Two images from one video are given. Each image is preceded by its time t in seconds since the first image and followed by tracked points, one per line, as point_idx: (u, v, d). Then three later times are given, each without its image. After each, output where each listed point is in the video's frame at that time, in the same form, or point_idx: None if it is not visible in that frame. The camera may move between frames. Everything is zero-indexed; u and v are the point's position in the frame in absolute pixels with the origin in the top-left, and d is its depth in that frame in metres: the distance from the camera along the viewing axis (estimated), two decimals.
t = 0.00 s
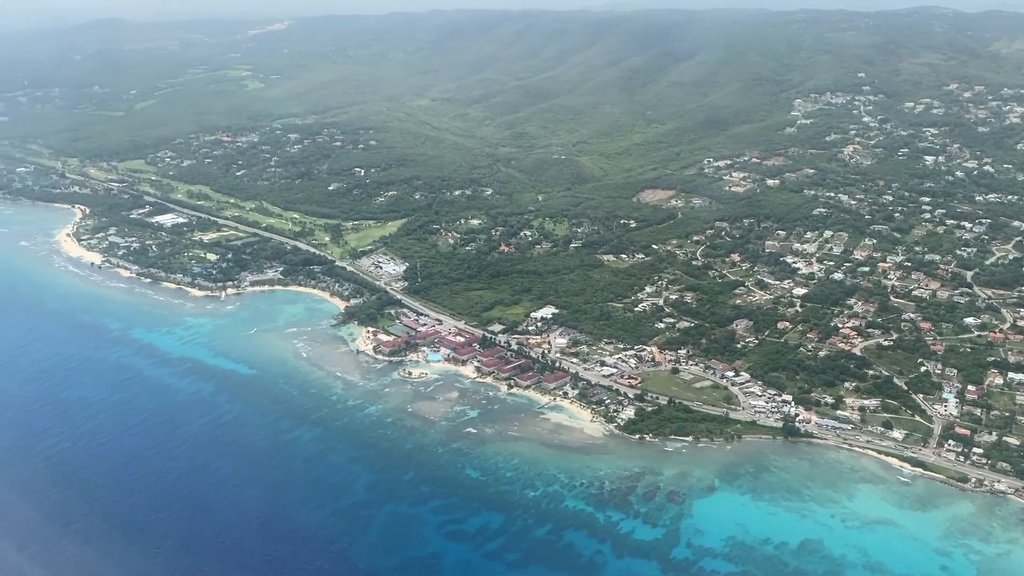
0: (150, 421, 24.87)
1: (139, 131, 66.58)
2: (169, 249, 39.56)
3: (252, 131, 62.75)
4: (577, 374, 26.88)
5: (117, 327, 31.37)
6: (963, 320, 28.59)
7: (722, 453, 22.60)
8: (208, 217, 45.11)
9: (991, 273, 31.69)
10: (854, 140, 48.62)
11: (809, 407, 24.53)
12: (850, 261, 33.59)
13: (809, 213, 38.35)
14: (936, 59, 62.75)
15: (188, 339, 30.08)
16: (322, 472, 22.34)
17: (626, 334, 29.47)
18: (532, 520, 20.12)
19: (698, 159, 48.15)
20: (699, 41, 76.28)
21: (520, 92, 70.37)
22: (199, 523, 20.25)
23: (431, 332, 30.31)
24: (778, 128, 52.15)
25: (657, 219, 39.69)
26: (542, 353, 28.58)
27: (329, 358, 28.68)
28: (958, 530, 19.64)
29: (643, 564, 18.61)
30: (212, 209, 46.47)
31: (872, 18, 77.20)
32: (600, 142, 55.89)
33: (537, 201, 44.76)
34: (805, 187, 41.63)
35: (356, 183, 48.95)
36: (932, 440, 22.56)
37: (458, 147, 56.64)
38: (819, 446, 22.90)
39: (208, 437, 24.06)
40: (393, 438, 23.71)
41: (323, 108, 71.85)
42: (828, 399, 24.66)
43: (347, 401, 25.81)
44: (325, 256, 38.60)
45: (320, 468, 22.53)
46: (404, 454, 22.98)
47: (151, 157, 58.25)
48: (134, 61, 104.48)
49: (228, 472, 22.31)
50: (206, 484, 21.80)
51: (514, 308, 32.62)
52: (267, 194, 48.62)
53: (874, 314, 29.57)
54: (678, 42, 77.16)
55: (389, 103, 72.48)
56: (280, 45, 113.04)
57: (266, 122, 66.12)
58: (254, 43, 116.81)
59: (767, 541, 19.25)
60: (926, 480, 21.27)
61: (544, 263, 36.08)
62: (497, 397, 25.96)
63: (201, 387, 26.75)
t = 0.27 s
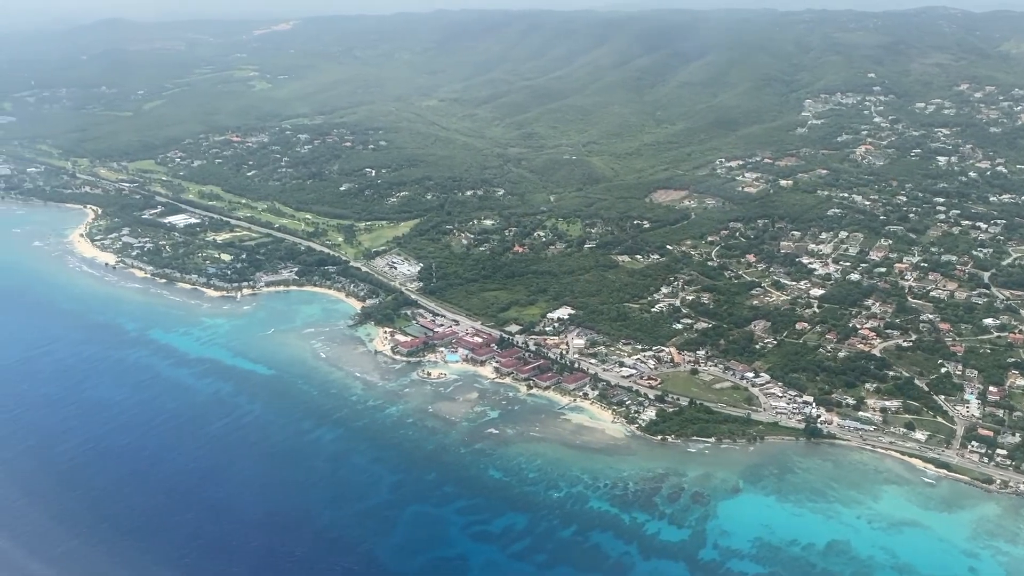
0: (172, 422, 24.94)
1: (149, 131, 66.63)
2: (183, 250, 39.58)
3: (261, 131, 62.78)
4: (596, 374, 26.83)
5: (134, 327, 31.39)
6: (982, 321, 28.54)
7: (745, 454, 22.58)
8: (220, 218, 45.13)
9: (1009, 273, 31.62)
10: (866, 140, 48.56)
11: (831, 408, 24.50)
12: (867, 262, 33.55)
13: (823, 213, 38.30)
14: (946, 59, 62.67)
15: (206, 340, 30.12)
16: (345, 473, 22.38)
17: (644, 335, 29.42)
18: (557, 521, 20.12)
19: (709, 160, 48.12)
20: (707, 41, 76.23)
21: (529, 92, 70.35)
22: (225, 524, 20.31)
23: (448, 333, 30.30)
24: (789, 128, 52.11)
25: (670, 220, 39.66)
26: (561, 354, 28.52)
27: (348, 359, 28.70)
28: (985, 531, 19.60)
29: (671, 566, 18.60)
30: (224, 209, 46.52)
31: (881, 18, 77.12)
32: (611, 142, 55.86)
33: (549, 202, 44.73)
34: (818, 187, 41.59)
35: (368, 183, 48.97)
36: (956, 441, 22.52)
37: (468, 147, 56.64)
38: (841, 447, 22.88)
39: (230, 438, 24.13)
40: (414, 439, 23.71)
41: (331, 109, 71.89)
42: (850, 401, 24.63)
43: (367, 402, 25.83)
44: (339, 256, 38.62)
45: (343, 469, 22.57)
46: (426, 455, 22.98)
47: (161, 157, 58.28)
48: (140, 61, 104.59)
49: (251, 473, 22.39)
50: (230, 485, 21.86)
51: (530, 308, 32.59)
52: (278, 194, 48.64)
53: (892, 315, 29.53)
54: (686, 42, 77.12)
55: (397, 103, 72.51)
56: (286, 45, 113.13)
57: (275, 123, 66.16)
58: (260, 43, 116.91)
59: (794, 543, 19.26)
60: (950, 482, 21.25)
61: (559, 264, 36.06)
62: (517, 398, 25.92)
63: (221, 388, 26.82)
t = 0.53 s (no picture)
0: (194, 423, 25.01)
1: (158, 132, 66.67)
2: (197, 250, 39.62)
3: (271, 132, 62.83)
4: (615, 375, 26.75)
5: (151, 327, 31.42)
6: (1001, 322, 28.49)
7: (768, 455, 22.57)
8: (233, 218, 45.19)
9: None
10: (877, 141, 48.51)
11: (852, 410, 24.46)
12: (883, 263, 33.52)
13: (838, 214, 38.26)
14: (956, 59, 62.59)
15: (224, 340, 30.18)
16: (368, 474, 22.39)
17: (661, 335, 29.37)
18: (582, 522, 20.09)
19: (721, 160, 48.12)
20: (715, 41, 76.19)
21: (538, 93, 70.31)
22: (250, 524, 20.34)
23: (465, 333, 30.28)
24: (801, 129, 52.08)
25: (684, 220, 39.63)
26: (579, 354, 28.44)
27: (366, 360, 28.72)
28: (1012, 533, 19.55)
29: (698, 567, 18.58)
30: (237, 210, 46.57)
31: (889, 19, 77.04)
32: (621, 142, 55.82)
33: (561, 202, 44.71)
34: (831, 188, 41.57)
35: (379, 184, 49.02)
36: (979, 443, 22.48)
37: (478, 148, 56.64)
38: (864, 449, 22.85)
39: (252, 438, 24.23)
40: (436, 440, 23.73)
41: (340, 109, 71.93)
42: (871, 402, 24.59)
43: (388, 403, 25.84)
44: (354, 257, 38.68)
45: (366, 470, 22.58)
46: (448, 456, 22.97)
47: (171, 157, 58.32)
48: (147, 62, 104.69)
49: (274, 473, 22.43)
50: (254, 486, 21.90)
51: (546, 309, 32.55)
52: (290, 195, 48.70)
53: (910, 316, 29.49)
54: (694, 42, 77.07)
55: (405, 104, 72.55)
56: (292, 45, 113.15)
57: (285, 123, 66.22)
58: (267, 43, 117.00)
59: (821, 544, 19.26)
60: (975, 483, 21.22)
61: (574, 264, 36.01)
62: (537, 399, 25.85)
63: (241, 389, 26.90)
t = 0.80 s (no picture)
0: (215, 423, 25.10)
1: (166, 132, 66.69)
2: (211, 250, 39.67)
3: (280, 132, 62.87)
4: (635, 376, 26.70)
5: (168, 327, 31.49)
6: (1021, 323, 28.44)
7: (791, 456, 22.54)
8: (245, 218, 45.25)
9: None
10: (889, 141, 48.47)
11: (874, 410, 24.42)
12: (899, 263, 33.49)
13: (853, 215, 38.23)
14: (966, 60, 62.53)
15: (242, 341, 30.25)
16: (392, 475, 22.40)
17: (680, 336, 29.33)
18: (608, 523, 20.06)
19: (733, 160, 48.11)
20: (724, 41, 76.12)
21: (546, 93, 70.27)
22: (276, 525, 20.40)
23: (482, 334, 30.25)
24: (812, 129, 52.04)
25: (698, 221, 39.61)
26: (598, 355, 28.37)
27: (384, 361, 28.73)
28: None
29: (726, 568, 18.56)
30: (249, 210, 46.63)
31: (898, 19, 76.96)
32: (631, 142, 55.78)
33: (574, 202, 44.69)
34: (845, 188, 41.54)
35: (391, 184, 49.05)
36: (1003, 444, 22.44)
37: (488, 148, 56.63)
38: (888, 450, 22.82)
39: (274, 437, 24.32)
40: (458, 441, 23.72)
41: (349, 110, 71.94)
42: (893, 403, 24.55)
43: (408, 404, 25.84)
44: (368, 257, 38.72)
45: (389, 471, 22.58)
46: (471, 456, 22.95)
47: (181, 158, 58.36)
48: (154, 62, 104.71)
49: (298, 474, 22.51)
50: (278, 487, 21.94)
51: (563, 309, 32.51)
52: (302, 195, 48.77)
53: (928, 317, 29.45)
54: (702, 43, 77.02)
55: (413, 104, 72.56)
56: (298, 45, 113.16)
57: (294, 123, 66.28)
58: (272, 43, 117.01)
59: (848, 545, 19.26)
60: (1000, 485, 21.19)
61: (589, 264, 35.97)
62: (557, 399, 25.80)
63: (261, 389, 26.98)
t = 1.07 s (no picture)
0: (235, 423, 25.14)
1: (175, 131, 66.71)
2: (225, 250, 39.72)
3: (290, 132, 62.90)
4: (655, 376, 26.66)
5: (185, 327, 31.53)
6: None
7: (815, 457, 22.51)
8: (257, 218, 45.30)
9: None
10: (902, 141, 48.40)
11: (895, 411, 24.38)
12: (916, 264, 33.46)
13: (867, 215, 38.20)
14: (976, 60, 62.43)
15: (259, 341, 30.30)
16: (415, 476, 22.40)
17: (698, 336, 29.30)
18: (633, 524, 20.04)
19: (746, 160, 48.09)
20: (732, 40, 76.03)
21: (555, 92, 70.22)
22: (302, 525, 20.42)
23: (500, 334, 30.22)
24: (823, 129, 51.99)
25: (712, 221, 39.57)
26: (616, 355, 28.31)
27: (403, 361, 28.74)
28: None
29: (754, 569, 18.54)
30: (261, 210, 46.69)
31: (907, 19, 76.84)
32: (642, 142, 55.73)
33: (587, 201, 44.63)
34: (859, 189, 41.50)
35: (402, 184, 49.09)
36: None
37: (498, 148, 56.61)
38: (911, 451, 22.79)
39: (295, 437, 24.37)
40: (480, 441, 23.72)
41: (357, 110, 71.97)
42: (914, 404, 24.51)
43: (428, 404, 25.86)
44: (382, 258, 38.76)
45: (412, 472, 22.58)
46: (493, 457, 22.94)
47: (192, 157, 58.38)
48: (160, 61, 104.71)
49: (321, 474, 22.54)
50: (301, 487, 21.96)
51: (579, 309, 32.46)
52: (313, 195, 48.85)
53: (947, 317, 29.40)
54: (710, 42, 76.94)
55: (422, 104, 72.57)
56: (305, 45, 113.15)
57: (303, 123, 66.33)
58: (279, 43, 117.00)
59: (875, 546, 19.25)
60: None
61: (603, 264, 35.94)
62: (577, 399, 25.77)
63: (281, 390, 27.03)
